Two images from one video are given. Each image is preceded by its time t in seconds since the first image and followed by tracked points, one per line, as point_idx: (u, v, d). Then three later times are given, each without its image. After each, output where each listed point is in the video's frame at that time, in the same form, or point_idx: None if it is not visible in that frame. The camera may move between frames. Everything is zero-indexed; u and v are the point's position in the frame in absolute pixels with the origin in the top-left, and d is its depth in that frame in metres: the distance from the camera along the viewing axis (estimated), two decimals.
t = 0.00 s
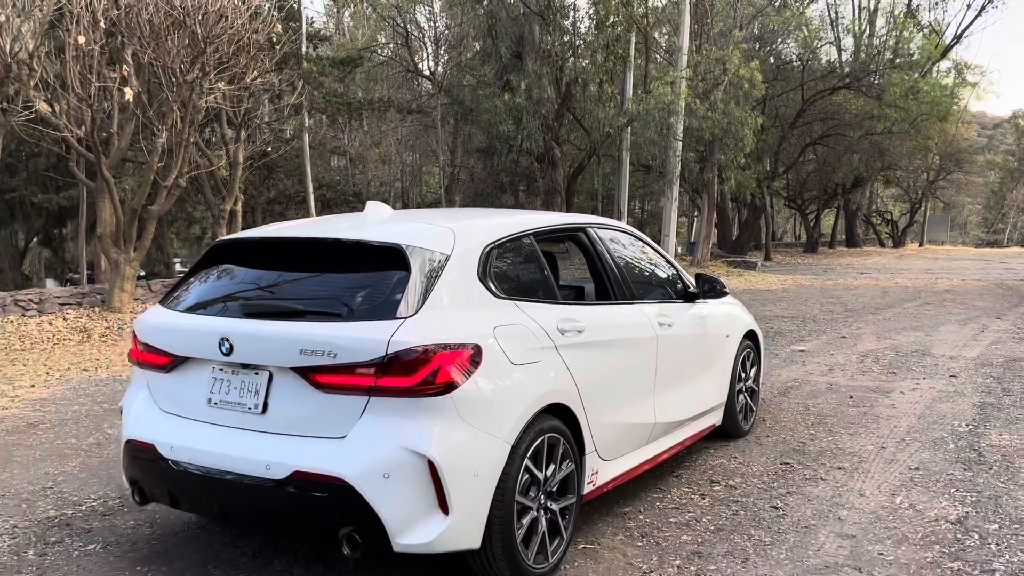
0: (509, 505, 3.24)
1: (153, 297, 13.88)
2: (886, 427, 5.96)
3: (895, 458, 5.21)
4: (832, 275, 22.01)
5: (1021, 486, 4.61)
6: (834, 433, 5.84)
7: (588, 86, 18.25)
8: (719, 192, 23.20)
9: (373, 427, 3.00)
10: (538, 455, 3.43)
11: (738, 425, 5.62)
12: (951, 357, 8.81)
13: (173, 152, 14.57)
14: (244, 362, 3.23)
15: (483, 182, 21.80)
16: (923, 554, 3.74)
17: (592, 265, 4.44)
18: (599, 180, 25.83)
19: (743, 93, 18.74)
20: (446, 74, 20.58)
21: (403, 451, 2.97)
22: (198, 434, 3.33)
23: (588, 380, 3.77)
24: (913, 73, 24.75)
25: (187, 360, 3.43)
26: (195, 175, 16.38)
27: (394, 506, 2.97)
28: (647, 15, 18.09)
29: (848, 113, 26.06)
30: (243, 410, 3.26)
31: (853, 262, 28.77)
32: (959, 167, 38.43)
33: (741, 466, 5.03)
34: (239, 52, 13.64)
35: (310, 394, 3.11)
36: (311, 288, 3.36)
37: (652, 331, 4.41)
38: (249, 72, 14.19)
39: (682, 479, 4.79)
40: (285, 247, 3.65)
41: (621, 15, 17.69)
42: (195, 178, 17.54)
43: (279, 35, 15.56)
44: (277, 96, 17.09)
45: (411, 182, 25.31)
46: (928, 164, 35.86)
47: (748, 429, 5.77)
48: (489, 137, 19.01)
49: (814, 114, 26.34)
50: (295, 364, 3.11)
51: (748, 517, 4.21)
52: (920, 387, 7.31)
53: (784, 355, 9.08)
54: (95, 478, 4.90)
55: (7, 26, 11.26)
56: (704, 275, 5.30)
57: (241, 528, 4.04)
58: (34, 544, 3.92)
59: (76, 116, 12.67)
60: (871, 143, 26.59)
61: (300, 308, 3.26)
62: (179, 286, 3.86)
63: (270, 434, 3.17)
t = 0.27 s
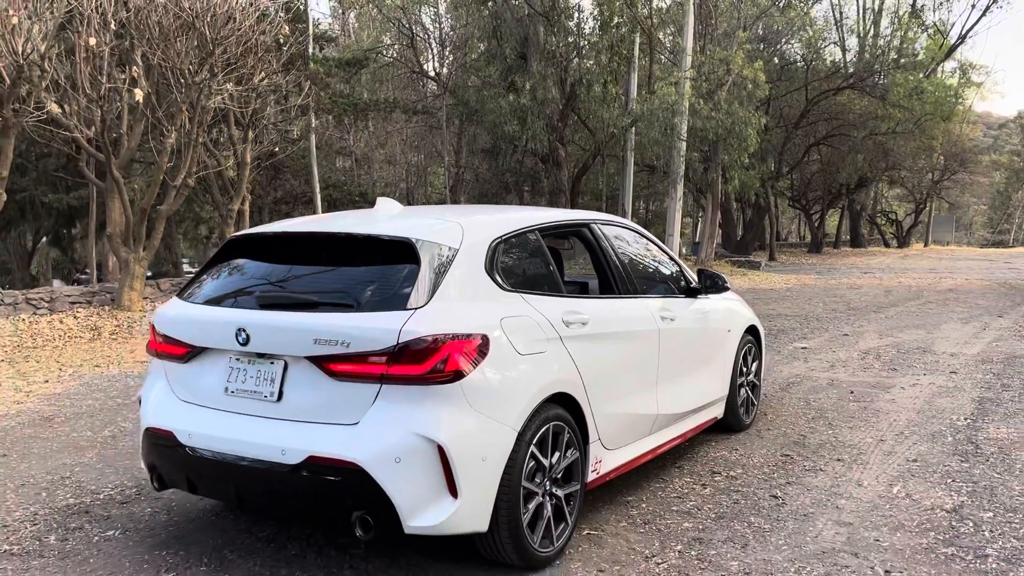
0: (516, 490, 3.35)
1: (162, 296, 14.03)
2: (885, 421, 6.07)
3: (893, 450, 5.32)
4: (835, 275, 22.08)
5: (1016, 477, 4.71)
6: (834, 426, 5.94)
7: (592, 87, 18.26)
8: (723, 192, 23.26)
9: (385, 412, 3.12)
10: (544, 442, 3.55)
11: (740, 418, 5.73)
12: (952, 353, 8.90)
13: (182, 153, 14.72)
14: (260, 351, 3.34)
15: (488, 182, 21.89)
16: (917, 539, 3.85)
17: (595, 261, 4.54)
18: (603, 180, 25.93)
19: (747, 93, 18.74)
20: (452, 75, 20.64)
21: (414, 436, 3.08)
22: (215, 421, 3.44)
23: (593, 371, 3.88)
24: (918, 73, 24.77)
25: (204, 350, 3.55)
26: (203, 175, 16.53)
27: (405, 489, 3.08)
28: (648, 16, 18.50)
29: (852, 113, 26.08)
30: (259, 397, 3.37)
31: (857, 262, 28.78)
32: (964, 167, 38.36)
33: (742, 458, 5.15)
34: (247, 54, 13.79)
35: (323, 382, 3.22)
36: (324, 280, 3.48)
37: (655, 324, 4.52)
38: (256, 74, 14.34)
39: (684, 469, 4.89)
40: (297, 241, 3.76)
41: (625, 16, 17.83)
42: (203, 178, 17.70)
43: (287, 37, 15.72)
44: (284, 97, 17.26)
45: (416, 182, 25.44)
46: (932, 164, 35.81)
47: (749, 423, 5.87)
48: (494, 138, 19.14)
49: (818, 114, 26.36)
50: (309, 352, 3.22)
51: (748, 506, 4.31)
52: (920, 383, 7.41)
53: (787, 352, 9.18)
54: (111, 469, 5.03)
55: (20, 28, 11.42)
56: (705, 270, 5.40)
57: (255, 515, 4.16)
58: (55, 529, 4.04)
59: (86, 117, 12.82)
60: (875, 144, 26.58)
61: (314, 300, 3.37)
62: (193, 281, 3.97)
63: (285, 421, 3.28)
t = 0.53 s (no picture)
0: (520, 477, 3.46)
1: (169, 296, 14.17)
2: (884, 416, 6.16)
3: (890, 444, 5.42)
4: (837, 275, 22.15)
5: (1010, 470, 4.80)
6: (833, 421, 6.04)
7: (596, 88, 18.36)
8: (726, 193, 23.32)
9: (394, 401, 3.23)
10: (547, 432, 3.65)
11: (739, 413, 5.83)
12: (952, 352, 8.98)
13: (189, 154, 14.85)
14: (272, 343, 3.45)
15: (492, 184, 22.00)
16: (911, 528, 3.95)
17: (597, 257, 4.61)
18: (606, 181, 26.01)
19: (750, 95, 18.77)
20: (456, 78, 20.67)
21: (421, 424, 3.19)
22: (228, 411, 3.55)
23: (594, 363, 3.97)
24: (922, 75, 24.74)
25: (217, 342, 3.65)
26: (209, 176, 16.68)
27: (413, 475, 3.19)
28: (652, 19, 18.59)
29: (855, 115, 26.17)
30: (271, 388, 3.48)
31: (861, 264, 28.81)
32: (968, 169, 38.35)
33: (741, 451, 5.25)
34: (254, 56, 13.92)
35: (334, 373, 3.33)
36: (333, 275, 3.58)
37: (656, 319, 4.62)
38: (262, 76, 14.49)
39: (684, 462, 5.00)
40: (306, 237, 3.86)
41: (629, 17, 17.73)
42: (209, 180, 17.86)
43: (292, 39, 15.84)
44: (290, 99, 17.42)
45: (420, 184, 25.59)
46: (936, 166, 35.84)
47: (749, 418, 5.97)
48: (498, 140, 19.27)
49: (821, 116, 26.42)
50: (320, 344, 3.33)
51: (747, 496, 4.41)
52: (919, 380, 7.51)
53: (788, 350, 9.28)
54: (124, 461, 5.14)
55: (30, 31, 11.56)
56: (704, 266, 5.49)
57: (266, 504, 4.27)
58: (72, 518, 4.15)
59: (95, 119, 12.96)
60: (877, 145, 26.63)
61: (324, 293, 3.48)
62: (204, 276, 4.07)
63: (297, 409, 3.39)
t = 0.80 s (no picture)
0: (520, 469, 3.53)
1: (174, 297, 14.27)
2: (882, 414, 6.24)
3: (887, 441, 5.49)
4: (839, 277, 22.18)
5: (1005, 465, 4.87)
6: (831, 418, 6.12)
7: (598, 91, 18.46)
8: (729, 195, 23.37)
9: (397, 393, 3.31)
10: (547, 425, 3.73)
11: (738, 410, 5.90)
12: (951, 352, 9.05)
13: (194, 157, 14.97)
14: (278, 337, 3.53)
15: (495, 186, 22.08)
16: (905, 520, 4.02)
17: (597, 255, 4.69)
18: (608, 184, 26.09)
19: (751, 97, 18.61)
20: (460, 81, 20.51)
21: (423, 416, 3.27)
22: (235, 404, 3.63)
23: (593, 359, 4.05)
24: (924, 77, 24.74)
25: (224, 338, 3.73)
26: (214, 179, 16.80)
27: (416, 466, 3.27)
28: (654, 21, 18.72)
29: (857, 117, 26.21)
30: (277, 381, 3.56)
31: (863, 266, 28.82)
32: (971, 171, 38.34)
33: (740, 447, 5.32)
34: (258, 60, 14.02)
35: (338, 366, 3.41)
36: (337, 271, 3.66)
37: (655, 316, 4.69)
38: (267, 79, 14.60)
39: (683, 458, 5.07)
40: (310, 235, 3.93)
41: (631, 21, 18.02)
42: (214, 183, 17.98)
43: (296, 43, 15.95)
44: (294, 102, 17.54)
45: (424, 187, 25.69)
46: (939, 168, 35.85)
47: (748, 415, 6.04)
48: (500, 143, 19.37)
49: (823, 118, 26.45)
50: (325, 339, 3.41)
51: (744, 490, 4.49)
52: (918, 379, 7.57)
53: (789, 350, 9.35)
54: (132, 457, 5.22)
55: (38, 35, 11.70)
56: (703, 265, 5.55)
57: (273, 497, 4.36)
58: (82, 510, 4.23)
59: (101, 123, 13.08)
60: (880, 147, 26.64)
61: (328, 289, 3.55)
62: (211, 274, 4.15)
63: (302, 403, 3.47)
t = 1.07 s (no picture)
0: (517, 464, 3.59)
1: (176, 300, 14.32)
2: (878, 413, 6.29)
3: (883, 439, 5.54)
4: (839, 282, 22.20)
5: (999, 463, 4.92)
6: (828, 418, 6.17)
7: (597, 96, 18.65)
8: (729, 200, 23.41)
9: (396, 389, 3.36)
10: (543, 421, 3.78)
11: (735, 410, 5.95)
12: (949, 353, 9.10)
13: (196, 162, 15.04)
14: (279, 334, 3.59)
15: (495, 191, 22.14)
16: (898, 516, 4.07)
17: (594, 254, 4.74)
18: (609, 188, 26.15)
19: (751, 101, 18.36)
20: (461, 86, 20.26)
21: (422, 411, 3.32)
22: (237, 401, 3.68)
23: (590, 357, 4.10)
24: (924, 82, 24.76)
25: (226, 336, 3.79)
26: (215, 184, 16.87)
27: (414, 460, 3.33)
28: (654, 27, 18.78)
29: (857, 122, 26.23)
30: (278, 378, 3.62)
31: (863, 271, 28.82)
32: (971, 176, 38.35)
33: (737, 446, 5.37)
34: (260, 65, 14.11)
35: (338, 363, 3.47)
36: (337, 270, 3.72)
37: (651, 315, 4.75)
38: (268, 84, 14.68)
39: (680, 455, 5.12)
40: (311, 234, 3.99)
41: (630, 26, 18.19)
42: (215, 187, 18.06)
43: (298, 48, 16.03)
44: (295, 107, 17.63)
45: (425, 191, 25.77)
46: (939, 173, 35.88)
47: (745, 415, 6.09)
48: (501, 147, 19.42)
49: (823, 123, 26.48)
50: (325, 335, 3.47)
51: (740, 487, 4.54)
52: (915, 380, 7.63)
53: (788, 352, 9.40)
54: (135, 455, 5.27)
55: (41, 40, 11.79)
56: (701, 266, 5.60)
57: (274, 493, 4.41)
58: (85, 506, 4.28)
59: (104, 128, 13.16)
60: (880, 152, 26.63)
61: (329, 287, 3.61)
62: (213, 273, 4.20)
63: (303, 398, 3.53)
